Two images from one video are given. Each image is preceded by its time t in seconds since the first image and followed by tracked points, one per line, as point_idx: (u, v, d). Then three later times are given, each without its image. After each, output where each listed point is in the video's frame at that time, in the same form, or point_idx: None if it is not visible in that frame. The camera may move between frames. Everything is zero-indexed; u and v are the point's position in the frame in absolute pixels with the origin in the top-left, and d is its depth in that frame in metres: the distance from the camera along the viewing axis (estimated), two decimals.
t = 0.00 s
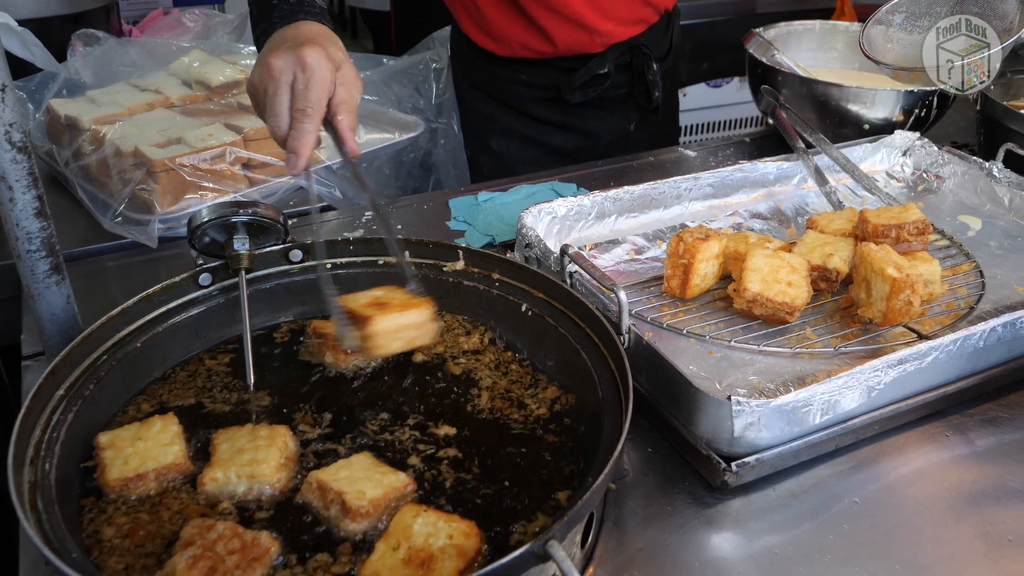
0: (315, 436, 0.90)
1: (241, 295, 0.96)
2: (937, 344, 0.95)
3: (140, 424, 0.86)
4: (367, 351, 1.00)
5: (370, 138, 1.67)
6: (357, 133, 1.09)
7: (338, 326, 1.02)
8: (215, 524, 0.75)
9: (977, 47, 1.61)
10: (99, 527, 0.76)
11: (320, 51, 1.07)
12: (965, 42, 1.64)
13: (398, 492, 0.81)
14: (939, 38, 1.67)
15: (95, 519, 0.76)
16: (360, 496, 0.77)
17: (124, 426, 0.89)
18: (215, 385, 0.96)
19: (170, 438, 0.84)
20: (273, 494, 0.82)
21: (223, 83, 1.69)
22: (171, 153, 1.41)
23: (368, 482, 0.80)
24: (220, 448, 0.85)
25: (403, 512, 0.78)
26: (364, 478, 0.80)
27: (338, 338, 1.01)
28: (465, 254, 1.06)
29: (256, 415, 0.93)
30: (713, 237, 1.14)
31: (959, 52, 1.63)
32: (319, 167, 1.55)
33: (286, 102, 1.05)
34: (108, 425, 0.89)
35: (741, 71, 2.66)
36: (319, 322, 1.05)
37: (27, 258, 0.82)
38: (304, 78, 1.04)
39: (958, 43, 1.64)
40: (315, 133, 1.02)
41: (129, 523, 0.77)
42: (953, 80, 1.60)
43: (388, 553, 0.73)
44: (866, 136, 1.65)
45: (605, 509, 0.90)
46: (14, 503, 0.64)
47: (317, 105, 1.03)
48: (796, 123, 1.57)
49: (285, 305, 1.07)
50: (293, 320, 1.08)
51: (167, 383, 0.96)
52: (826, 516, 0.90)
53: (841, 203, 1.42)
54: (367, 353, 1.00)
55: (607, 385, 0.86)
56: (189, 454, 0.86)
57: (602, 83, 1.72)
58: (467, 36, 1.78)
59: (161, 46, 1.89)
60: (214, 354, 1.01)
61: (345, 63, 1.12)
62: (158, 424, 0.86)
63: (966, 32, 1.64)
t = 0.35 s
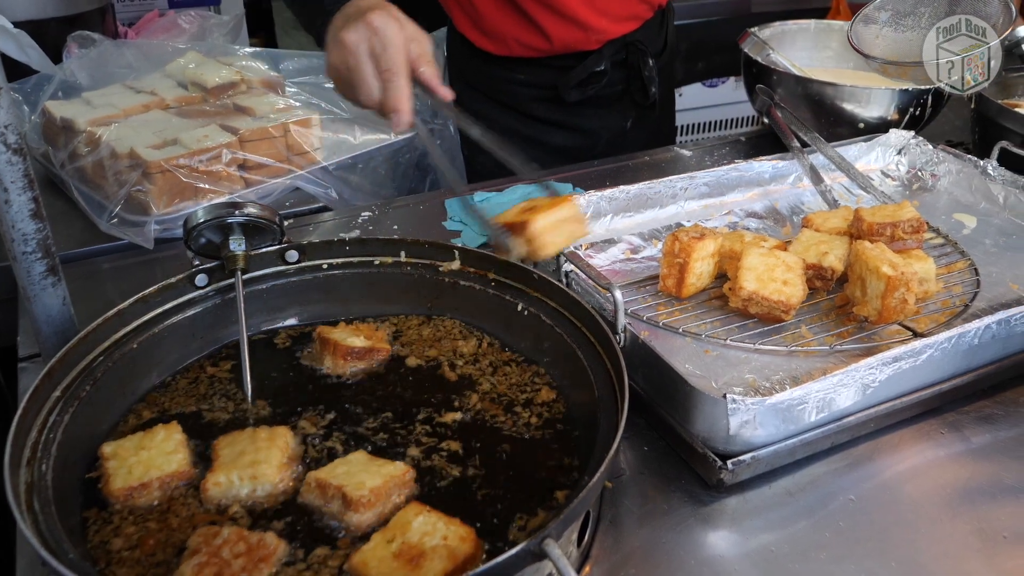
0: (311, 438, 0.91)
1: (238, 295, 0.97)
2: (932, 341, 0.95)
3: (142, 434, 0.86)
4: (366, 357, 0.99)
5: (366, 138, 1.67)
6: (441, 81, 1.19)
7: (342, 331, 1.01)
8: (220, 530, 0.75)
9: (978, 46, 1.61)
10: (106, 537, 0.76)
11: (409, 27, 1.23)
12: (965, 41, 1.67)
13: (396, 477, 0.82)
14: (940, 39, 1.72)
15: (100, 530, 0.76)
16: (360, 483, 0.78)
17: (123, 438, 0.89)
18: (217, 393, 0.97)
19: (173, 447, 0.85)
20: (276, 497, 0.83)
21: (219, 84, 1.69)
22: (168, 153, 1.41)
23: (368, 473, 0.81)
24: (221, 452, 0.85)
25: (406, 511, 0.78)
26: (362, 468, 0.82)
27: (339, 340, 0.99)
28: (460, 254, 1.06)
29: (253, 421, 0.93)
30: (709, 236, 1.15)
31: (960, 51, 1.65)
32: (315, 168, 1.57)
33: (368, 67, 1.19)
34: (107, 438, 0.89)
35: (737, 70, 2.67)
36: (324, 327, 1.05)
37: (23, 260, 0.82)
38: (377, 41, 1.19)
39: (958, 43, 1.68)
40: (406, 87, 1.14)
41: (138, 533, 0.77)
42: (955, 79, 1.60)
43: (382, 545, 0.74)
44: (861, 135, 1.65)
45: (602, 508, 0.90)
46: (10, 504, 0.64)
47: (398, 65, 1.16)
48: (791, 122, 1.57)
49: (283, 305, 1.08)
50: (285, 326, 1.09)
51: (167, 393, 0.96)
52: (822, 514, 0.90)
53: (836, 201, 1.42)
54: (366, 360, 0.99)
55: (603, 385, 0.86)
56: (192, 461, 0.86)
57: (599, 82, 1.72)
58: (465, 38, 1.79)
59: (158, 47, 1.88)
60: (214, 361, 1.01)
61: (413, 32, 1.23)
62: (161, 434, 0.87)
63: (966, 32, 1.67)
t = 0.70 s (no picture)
0: (309, 441, 0.91)
1: (237, 300, 0.97)
2: (928, 343, 0.95)
3: (142, 435, 0.87)
4: (363, 364, 1.01)
5: (364, 143, 1.67)
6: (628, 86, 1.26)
7: (339, 335, 1.02)
8: (219, 534, 0.75)
9: (977, 47, 1.64)
10: (105, 539, 0.76)
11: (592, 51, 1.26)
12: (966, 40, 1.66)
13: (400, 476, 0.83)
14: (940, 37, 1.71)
15: (97, 531, 0.77)
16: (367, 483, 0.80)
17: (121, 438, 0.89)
18: (211, 395, 0.97)
19: (173, 450, 0.85)
20: (278, 499, 0.83)
21: (217, 89, 1.69)
22: (166, 159, 1.41)
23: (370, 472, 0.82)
24: (217, 453, 0.85)
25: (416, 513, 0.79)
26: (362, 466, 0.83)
27: (337, 345, 1.00)
28: (459, 258, 1.06)
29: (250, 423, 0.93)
30: (705, 240, 1.15)
31: (959, 52, 1.66)
32: (313, 173, 1.58)
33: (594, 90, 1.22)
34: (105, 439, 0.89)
35: (733, 72, 2.68)
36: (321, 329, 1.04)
37: (22, 266, 0.82)
38: (602, 71, 1.23)
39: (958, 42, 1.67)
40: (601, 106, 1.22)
41: (135, 535, 0.77)
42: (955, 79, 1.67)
43: (385, 546, 0.75)
44: (857, 138, 1.66)
45: (600, 511, 0.91)
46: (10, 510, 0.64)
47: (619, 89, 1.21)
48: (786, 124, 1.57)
49: (282, 309, 1.08)
50: (277, 327, 1.09)
51: (169, 385, 0.98)
52: (819, 516, 0.90)
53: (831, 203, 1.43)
54: (363, 366, 1.01)
55: (601, 389, 0.86)
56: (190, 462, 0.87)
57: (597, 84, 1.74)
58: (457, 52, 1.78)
59: (157, 53, 1.88)
60: (208, 359, 1.01)
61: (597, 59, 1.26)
62: (161, 436, 0.87)
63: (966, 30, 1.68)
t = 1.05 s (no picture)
0: (304, 446, 0.90)
1: (234, 305, 0.96)
2: (926, 346, 0.96)
3: (140, 445, 0.87)
4: (359, 363, 1.02)
5: (362, 148, 1.67)
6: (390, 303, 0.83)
7: (338, 336, 1.04)
8: (211, 537, 0.75)
9: (977, 48, 1.63)
10: (95, 543, 0.76)
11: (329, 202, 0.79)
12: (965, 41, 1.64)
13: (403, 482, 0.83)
14: (939, 38, 1.67)
15: (94, 538, 0.76)
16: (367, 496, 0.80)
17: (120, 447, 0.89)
18: (213, 401, 0.97)
19: (169, 459, 0.85)
20: (270, 507, 0.82)
21: (216, 94, 1.70)
22: (165, 164, 1.41)
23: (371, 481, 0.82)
24: (207, 465, 0.86)
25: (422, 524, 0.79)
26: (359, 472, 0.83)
27: (334, 347, 1.02)
28: (459, 262, 1.06)
29: (249, 427, 0.93)
30: (704, 243, 1.15)
31: (959, 52, 1.66)
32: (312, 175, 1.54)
33: (288, 272, 0.79)
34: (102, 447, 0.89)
35: (731, 76, 2.69)
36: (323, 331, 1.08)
37: (22, 271, 0.83)
38: (312, 245, 0.78)
39: (958, 42, 1.65)
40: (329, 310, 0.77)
41: (126, 542, 0.77)
42: (955, 79, 1.70)
43: (384, 549, 0.76)
44: (856, 141, 1.66)
45: (600, 514, 0.91)
46: (11, 515, 0.64)
47: (332, 276, 0.77)
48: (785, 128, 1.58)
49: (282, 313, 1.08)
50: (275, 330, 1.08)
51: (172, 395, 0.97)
52: (819, 519, 0.90)
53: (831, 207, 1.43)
54: (361, 365, 1.02)
55: (600, 392, 0.86)
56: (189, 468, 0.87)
57: (594, 95, 1.76)
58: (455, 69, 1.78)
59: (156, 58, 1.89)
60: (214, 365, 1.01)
61: (371, 195, 0.86)
62: (159, 447, 0.87)
63: (967, 30, 1.62)
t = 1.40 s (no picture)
0: (303, 450, 0.90)
1: (238, 309, 0.97)
2: (928, 350, 0.95)
3: (143, 450, 0.86)
4: (360, 366, 1.01)
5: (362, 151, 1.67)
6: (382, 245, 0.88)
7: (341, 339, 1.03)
8: (228, 545, 0.75)
9: (976, 48, 1.66)
10: (106, 554, 0.76)
11: (331, 143, 0.86)
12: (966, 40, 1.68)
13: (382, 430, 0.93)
14: (939, 38, 1.72)
15: (100, 548, 0.77)
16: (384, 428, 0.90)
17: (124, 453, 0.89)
18: (215, 406, 0.97)
19: (172, 466, 0.84)
20: (277, 519, 0.81)
21: (217, 98, 1.70)
22: (165, 168, 1.41)
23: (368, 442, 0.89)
24: (213, 475, 0.84)
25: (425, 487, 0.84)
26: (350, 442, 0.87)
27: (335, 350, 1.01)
28: (459, 266, 1.06)
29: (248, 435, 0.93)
30: (705, 247, 1.15)
31: (958, 52, 1.68)
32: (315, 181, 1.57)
33: (296, 205, 0.85)
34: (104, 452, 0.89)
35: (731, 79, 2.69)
36: (325, 335, 1.06)
37: (23, 276, 0.82)
38: (320, 176, 0.84)
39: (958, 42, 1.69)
40: (335, 239, 0.83)
41: (135, 552, 0.77)
42: (954, 80, 1.69)
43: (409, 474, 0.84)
44: (856, 143, 1.66)
45: (601, 519, 0.91)
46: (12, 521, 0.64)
47: (336, 207, 0.83)
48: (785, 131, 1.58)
49: (281, 318, 1.07)
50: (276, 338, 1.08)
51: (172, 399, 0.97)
52: (821, 523, 0.90)
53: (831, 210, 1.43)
54: (362, 370, 1.01)
55: (601, 397, 0.86)
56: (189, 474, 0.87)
57: (590, 99, 1.76)
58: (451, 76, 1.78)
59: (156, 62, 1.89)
60: (219, 371, 1.02)
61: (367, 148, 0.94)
62: (162, 450, 0.87)
63: (966, 30, 1.70)
